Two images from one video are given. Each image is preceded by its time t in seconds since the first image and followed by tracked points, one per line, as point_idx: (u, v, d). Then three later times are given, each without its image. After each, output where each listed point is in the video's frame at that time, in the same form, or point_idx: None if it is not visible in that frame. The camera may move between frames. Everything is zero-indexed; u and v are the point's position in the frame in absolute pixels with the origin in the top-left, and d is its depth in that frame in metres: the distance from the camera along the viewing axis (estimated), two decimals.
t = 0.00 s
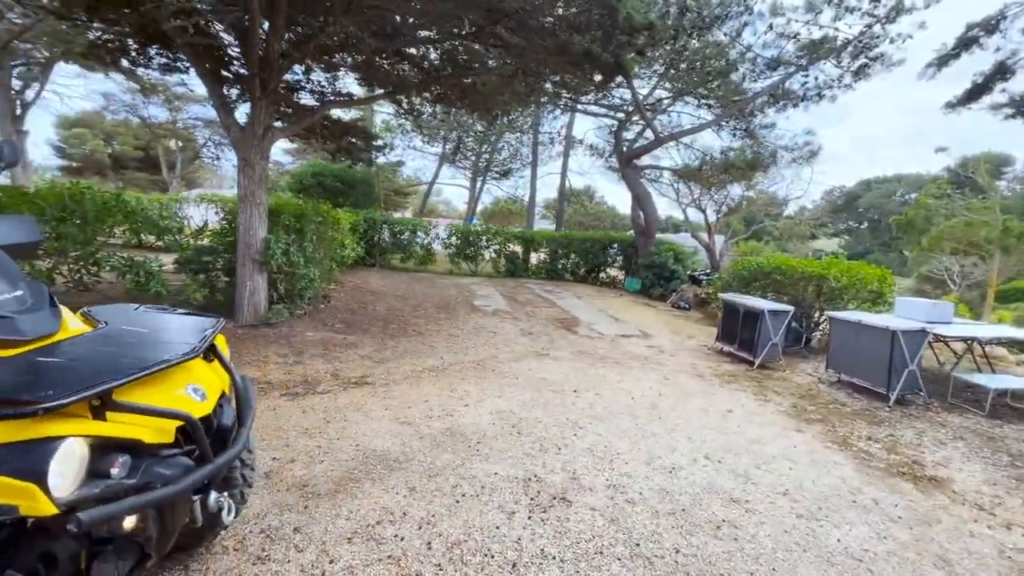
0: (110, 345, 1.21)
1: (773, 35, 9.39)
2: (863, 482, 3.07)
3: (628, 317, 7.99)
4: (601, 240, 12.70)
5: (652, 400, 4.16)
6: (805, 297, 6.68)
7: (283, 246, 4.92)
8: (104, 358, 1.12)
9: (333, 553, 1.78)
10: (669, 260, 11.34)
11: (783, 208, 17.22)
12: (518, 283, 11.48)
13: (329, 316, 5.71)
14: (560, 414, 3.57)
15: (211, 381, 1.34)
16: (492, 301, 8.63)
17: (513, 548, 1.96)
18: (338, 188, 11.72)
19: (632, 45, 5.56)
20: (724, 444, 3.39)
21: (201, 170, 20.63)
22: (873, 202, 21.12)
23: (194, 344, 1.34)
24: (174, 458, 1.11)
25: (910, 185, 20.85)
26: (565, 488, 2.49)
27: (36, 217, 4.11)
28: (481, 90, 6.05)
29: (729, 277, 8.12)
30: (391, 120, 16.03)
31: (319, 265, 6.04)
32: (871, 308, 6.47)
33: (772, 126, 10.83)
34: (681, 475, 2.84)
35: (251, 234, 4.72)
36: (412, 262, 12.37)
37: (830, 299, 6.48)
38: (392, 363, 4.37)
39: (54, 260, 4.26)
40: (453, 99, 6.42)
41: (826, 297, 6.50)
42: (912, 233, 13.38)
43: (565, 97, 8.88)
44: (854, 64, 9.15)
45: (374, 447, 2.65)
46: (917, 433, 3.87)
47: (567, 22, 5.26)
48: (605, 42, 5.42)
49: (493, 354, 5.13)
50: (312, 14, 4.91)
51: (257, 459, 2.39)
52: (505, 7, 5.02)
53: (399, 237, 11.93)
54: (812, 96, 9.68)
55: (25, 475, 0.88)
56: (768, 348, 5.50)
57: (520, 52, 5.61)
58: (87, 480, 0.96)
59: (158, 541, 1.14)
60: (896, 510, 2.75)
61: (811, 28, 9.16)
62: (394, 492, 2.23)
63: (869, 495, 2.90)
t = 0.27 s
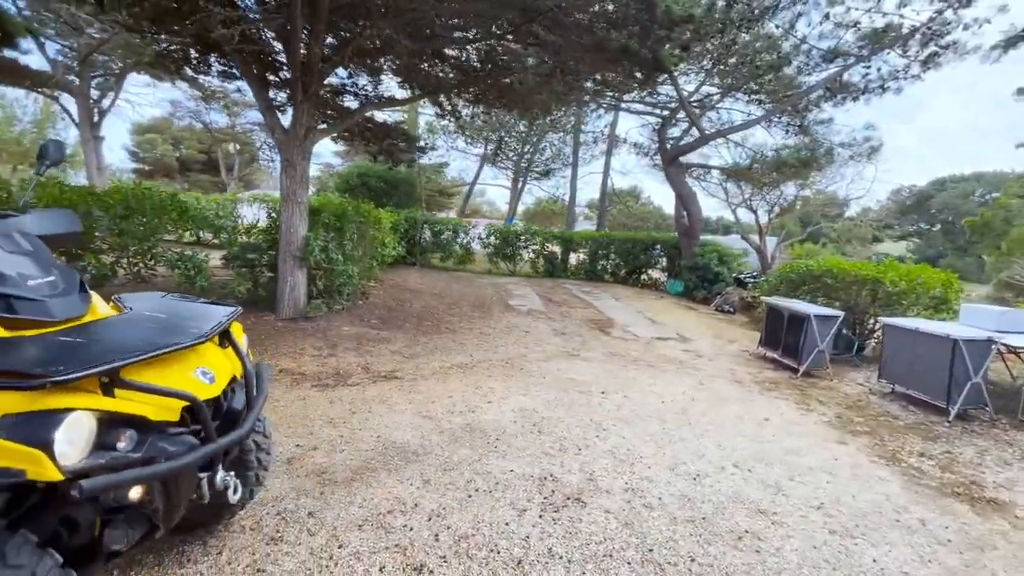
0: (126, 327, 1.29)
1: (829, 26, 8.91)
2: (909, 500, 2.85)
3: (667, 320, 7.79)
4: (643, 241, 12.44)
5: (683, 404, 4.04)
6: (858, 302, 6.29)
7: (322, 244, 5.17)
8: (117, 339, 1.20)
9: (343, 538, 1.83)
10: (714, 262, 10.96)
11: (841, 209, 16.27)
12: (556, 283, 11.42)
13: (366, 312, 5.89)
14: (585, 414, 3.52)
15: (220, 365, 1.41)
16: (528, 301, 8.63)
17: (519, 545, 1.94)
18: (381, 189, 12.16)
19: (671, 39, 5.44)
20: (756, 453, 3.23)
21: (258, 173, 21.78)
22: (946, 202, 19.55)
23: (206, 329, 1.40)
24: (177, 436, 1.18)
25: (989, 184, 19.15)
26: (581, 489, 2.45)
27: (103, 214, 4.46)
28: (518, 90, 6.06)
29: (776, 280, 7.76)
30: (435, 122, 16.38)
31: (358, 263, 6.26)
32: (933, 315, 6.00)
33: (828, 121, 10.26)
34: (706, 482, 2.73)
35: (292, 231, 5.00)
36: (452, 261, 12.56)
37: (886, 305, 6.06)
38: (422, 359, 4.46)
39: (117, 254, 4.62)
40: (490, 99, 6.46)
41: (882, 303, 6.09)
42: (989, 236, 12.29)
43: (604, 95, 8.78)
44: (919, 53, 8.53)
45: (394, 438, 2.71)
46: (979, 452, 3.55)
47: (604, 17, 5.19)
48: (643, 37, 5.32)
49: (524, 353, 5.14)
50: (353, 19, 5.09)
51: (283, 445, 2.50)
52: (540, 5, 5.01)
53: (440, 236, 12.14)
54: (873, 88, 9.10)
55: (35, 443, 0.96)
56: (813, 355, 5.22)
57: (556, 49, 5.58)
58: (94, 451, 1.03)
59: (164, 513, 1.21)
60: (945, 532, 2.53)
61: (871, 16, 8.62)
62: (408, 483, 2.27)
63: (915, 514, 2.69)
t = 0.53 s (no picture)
0: (165, 307, 1.42)
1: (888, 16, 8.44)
2: (955, 515, 2.68)
3: (706, 322, 7.58)
4: (685, 242, 12.16)
5: (713, 407, 3.96)
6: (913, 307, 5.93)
7: (361, 241, 5.43)
8: (157, 317, 1.32)
9: (361, 515, 1.93)
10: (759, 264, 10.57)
11: (904, 210, 15.27)
12: (592, 283, 11.35)
13: (403, 308, 6.09)
14: (609, 413, 3.52)
15: (247, 345, 1.52)
16: (562, 300, 8.64)
17: (530, 533, 1.98)
18: (421, 190, 12.59)
19: (711, 35, 5.32)
20: (787, 458, 3.13)
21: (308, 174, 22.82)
22: None
23: (237, 312, 1.51)
24: (206, 407, 1.29)
25: None
26: (598, 484, 2.47)
27: (163, 211, 4.81)
28: (555, 90, 6.09)
29: (824, 283, 7.42)
30: (477, 123, 16.61)
31: (396, 261, 6.48)
32: (998, 322, 5.58)
33: (889, 116, 9.69)
34: (729, 485, 2.68)
35: (333, 229, 5.25)
36: (490, 260, 12.73)
37: (944, 310, 5.69)
38: (452, 353, 4.57)
39: (176, 249, 4.93)
40: (527, 99, 6.53)
41: (941, 309, 5.72)
42: None
43: (644, 94, 8.69)
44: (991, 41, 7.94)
45: (418, 426, 2.81)
46: None
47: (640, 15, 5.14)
48: (680, 33, 5.24)
49: (553, 352, 5.17)
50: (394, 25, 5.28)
51: (314, 428, 2.65)
52: (576, 4, 5.02)
53: (478, 236, 12.31)
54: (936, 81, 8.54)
55: (80, 404, 1.07)
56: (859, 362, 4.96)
57: (592, 48, 5.57)
58: (132, 415, 1.15)
59: (194, 477, 1.32)
60: (991, 550, 2.37)
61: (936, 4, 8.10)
62: (428, 469, 2.36)
63: (959, 530, 2.53)
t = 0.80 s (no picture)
0: (224, 293, 1.60)
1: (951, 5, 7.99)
2: (999, 525, 2.57)
3: (745, 324, 7.41)
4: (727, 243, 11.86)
5: (745, 408, 3.91)
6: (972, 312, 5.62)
7: (401, 239, 5.69)
8: (216, 300, 1.50)
9: (392, 491, 2.08)
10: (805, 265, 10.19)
11: (971, 210, 14.30)
12: (630, 284, 11.26)
13: (440, 304, 6.29)
14: (637, 409, 3.56)
15: (292, 328, 1.69)
16: (598, 300, 8.65)
17: (550, 516, 2.07)
18: (461, 191, 12.87)
19: (752, 31, 5.22)
20: (819, 461, 3.07)
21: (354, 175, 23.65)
22: None
23: (285, 297, 1.68)
24: (255, 380, 1.46)
25: None
26: (620, 475, 2.53)
27: (221, 210, 5.17)
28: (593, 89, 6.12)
29: (874, 286, 7.10)
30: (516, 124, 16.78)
31: (434, 258, 6.69)
32: None
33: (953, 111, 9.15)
34: (755, 484, 2.67)
35: (375, 227, 5.50)
36: (528, 260, 12.84)
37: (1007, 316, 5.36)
38: (485, 349, 4.70)
39: (231, 246, 5.29)
40: (564, 100, 6.60)
41: (1004, 315, 5.40)
42: None
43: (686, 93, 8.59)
44: None
45: (449, 414, 2.96)
46: None
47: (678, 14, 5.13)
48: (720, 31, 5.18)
49: (585, 350, 5.22)
50: (434, 31, 5.48)
51: (352, 412, 2.84)
52: (613, 5, 5.06)
53: (516, 236, 12.43)
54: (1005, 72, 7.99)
55: (153, 371, 1.25)
56: (907, 367, 4.75)
57: (629, 47, 5.58)
58: (194, 384, 1.32)
59: (244, 443, 1.49)
60: None
61: None
62: (455, 454, 2.49)
63: (1002, 541, 2.42)
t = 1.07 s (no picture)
0: (279, 280, 1.80)
1: None
2: None
3: (784, 326, 7.24)
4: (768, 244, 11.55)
5: (776, 408, 3.89)
6: None
7: (438, 237, 5.91)
8: (274, 287, 1.69)
9: (425, 469, 2.24)
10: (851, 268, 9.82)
11: None
12: (665, 285, 11.15)
13: (474, 301, 6.48)
14: (665, 406, 3.61)
15: (338, 314, 1.87)
16: (631, 300, 8.64)
17: (572, 498, 2.18)
18: (497, 191, 13.09)
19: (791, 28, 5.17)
20: (849, 463, 3.04)
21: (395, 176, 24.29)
22: None
23: (331, 286, 1.87)
24: (306, 358, 1.64)
25: None
26: (643, 466, 2.61)
27: (272, 210, 5.51)
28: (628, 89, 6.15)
29: (924, 290, 6.80)
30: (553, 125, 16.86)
31: (470, 257, 6.89)
32: None
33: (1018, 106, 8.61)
34: (779, 481, 2.69)
35: (413, 226, 5.73)
36: (562, 260, 12.90)
37: None
38: (516, 344, 4.84)
39: (280, 244, 5.62)
40: (600, 100, 6.65)
41: None
42: None
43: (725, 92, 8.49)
44: None
45: (479, 404, 3.11)
46: None
47: (715, 13, 5.12)
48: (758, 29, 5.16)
49: (616, 348, 5.28)
50: (472, 36, 5.66)
51: (389, 398, 3.03)
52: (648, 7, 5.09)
53: (551, 236, 12.51)
54: None
55: (222, 346, 1.45)
56: (954, 373, 4.57)
57: (665, 47, 5.60)
58: (255, 358, 1.51)
59: (295, 415, 1.68)
60: None
61: None
62: (485, 439, 2.63)
63: None
